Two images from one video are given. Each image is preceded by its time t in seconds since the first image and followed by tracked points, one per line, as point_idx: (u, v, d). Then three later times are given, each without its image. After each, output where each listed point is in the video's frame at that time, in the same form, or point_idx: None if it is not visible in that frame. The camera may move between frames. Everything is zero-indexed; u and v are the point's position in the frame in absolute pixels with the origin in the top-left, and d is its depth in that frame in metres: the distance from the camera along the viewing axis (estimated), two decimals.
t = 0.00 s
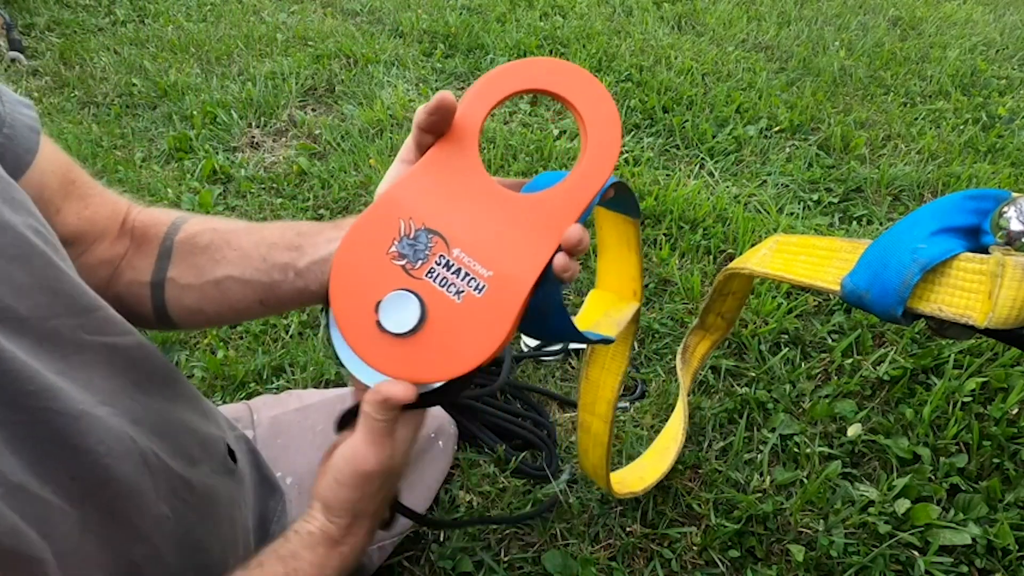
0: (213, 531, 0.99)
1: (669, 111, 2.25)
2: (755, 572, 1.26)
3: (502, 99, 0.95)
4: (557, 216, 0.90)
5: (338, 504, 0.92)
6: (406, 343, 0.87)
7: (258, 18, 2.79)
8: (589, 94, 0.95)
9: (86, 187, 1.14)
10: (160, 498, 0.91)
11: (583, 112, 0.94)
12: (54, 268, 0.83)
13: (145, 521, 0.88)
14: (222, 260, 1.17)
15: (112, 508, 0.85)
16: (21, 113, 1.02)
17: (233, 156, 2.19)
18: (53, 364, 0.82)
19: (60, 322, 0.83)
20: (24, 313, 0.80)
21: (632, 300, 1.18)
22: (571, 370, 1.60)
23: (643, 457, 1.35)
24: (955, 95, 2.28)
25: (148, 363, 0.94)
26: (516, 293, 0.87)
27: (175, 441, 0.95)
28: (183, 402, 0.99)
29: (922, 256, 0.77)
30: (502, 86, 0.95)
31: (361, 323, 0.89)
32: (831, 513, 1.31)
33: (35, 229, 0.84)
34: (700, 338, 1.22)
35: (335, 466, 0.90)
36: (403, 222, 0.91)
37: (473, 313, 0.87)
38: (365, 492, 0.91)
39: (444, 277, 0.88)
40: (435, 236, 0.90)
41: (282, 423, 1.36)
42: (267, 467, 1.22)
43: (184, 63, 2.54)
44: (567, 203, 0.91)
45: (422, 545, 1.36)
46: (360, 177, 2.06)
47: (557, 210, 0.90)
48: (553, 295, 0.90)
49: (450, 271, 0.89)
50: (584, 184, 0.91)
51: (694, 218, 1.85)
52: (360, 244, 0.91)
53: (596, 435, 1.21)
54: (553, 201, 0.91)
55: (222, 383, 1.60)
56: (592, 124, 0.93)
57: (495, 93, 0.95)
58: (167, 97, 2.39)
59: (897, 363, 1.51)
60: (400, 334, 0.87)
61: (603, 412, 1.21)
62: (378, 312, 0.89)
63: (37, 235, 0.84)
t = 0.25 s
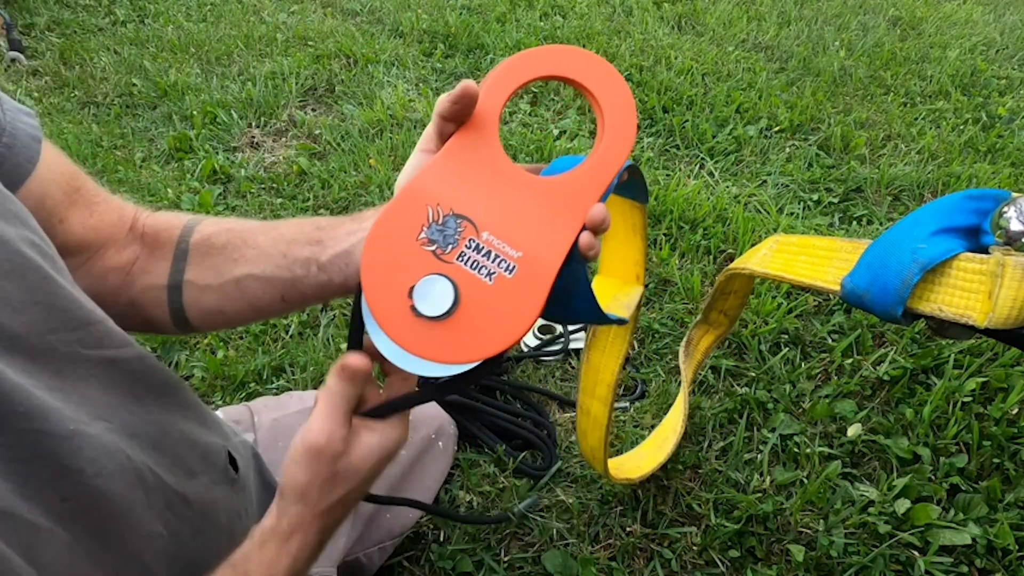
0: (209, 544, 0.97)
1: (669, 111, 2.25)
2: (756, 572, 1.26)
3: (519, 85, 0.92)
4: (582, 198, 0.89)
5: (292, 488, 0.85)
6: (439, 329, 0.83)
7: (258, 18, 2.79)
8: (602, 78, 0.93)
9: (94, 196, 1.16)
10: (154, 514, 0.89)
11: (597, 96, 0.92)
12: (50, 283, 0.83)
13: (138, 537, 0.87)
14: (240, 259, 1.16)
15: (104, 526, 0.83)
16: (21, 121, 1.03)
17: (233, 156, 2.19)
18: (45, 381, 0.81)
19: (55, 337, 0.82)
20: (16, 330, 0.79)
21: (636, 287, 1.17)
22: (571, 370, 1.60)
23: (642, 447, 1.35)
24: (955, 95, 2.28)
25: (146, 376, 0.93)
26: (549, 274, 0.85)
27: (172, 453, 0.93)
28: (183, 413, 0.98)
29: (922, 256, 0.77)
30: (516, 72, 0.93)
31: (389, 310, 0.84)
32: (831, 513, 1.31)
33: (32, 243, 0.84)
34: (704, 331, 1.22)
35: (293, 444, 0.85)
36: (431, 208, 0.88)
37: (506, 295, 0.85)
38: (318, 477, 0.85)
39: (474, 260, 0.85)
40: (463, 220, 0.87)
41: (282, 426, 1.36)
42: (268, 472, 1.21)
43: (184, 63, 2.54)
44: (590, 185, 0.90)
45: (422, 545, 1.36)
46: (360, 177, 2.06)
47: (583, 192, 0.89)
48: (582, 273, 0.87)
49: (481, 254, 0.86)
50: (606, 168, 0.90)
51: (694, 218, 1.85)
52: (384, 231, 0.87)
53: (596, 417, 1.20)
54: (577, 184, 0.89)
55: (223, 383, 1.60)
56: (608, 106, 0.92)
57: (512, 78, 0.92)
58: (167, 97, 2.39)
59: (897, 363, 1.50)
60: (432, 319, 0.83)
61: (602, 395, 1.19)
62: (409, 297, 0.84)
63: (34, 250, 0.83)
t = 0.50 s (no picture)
0: (210, 554, 0.93)
1: (669, 111, 2.25)
2: (756, 572, 1.26)
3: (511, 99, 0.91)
4: (574, 213, 0.87)
5: (360, 558, 0.86)
6: (430, 351, 0.84)
7: (259, 18, 2.79)
8: (594, 88, 0.91)
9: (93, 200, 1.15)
10: (157, 526, 0.85)
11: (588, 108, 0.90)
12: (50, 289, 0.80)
13: (141, 550, 0.83)
14: (239, 266, 1.17)
15: (105, 539, 0.79)
16: (26, 125, 0.99)
17: (233, 156, 2.19)
18: (42, 388, 0.77)
19: (56, 345, 0.79)
20: (15, 337, 0.75)
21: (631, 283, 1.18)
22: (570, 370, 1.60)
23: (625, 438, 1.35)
24: (955, 95, 2.28)
25: (147, 382, 0.89)
26: (538, 293, 0.84)
27: (173, 461, 0.89)
28: (185, 419, 0.94)
29: (922, 256, 0.77)
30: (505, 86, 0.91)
31: (384, 334, 0.85)
32: (831, 513, 1.31)
33: (32, 249, 0.80)
34: (703, 331, 1.21)
35: (361, 517, 0.85)
36: (423, 228, 0.87)
37: (495, 316, 0.84)
38: (388, 549, 0.86)
39: (464, 281, 0.85)
40: (454, 241, 0.86)
41: (283, 427, 1.36)
42: (268, 476, 1.20)
43: (184, 63, 2.54)
44: (583, 200, 0.88)
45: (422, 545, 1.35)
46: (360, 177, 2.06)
47: (575, 207, 0.88)
48: (571, 290, 0.88)
49: (470, 274, 0.85)
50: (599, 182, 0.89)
51: (694, 218, 1.85)
52: (377, 252, 0.87)
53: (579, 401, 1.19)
54: (569, 198, 0.88)
55: (222, 383, 1.60)
56: (596, 116, 0.90)
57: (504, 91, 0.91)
58: (167, 97, 2.39)
59: (897, 363, 1.50)
60: (423, 342, 0.84)
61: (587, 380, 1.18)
62: (401, 320, 0.85)
63: (35, 257, 0.80)
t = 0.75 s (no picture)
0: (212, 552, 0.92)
1: (669, 111, 2.25)
2: (755, 572, 1.26)
3: (503, 121, 0.87)
4: (563, 251, 0.88)
5: (387, 489, 0.87)
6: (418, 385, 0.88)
7: (258, 18, 2.79)
8: (590, 112, 0.87)
9: (88, 198, 1.14)
10: (158, 523, 0.84)
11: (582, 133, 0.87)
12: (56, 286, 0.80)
13: (142, 547, 0.82)
14: (227, 271, 1.17)
15: (107, 535, 0.79)
16: (25, 117, 1.00)
17: (233, 156, 2.19)
18: (48, 383, 0.77)
19: (61, 339, 0.79)
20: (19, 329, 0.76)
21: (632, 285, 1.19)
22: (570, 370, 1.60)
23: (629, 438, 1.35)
24: (955, 95, 2.28)
25: (154, 379, 0.89)
26: (522, 332, 0.86)
27: (178, 458, 0.89)
28: (189, 416, 0.94)
29: (922, 256, 0.77)
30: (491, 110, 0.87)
31: (371, 367, 0.89)
32: (831, 513, 1.31)
33: (35, 244, 0.81)
34: (704, 331, 1.21)
35: (382, 449, 0.85)
36: (408, 261, 0.86)
37: (481, 353, 0.87)
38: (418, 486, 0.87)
39: (450, 317, 0.86)
40: (440, 276, 0.86)
41: (284, 427, 1.36)
42: (267, 476, 1.20)
43: (184, 63, 2.54)
44: (573, 234, 0.88)
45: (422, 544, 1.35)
46: (360, 177, 2.06)
47: (564, 244, 0.88)
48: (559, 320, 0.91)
49: (457, 310, 0.86)
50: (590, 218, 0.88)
51: (694, 218, 1.85)
52: (364, 283, 0.87)
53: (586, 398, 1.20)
54: (559, 233, 0.88)
55: (222, 383, 1.60)
56: (589, 144, 0.87)
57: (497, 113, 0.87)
58: (167, 97, 2.39)
59: (897, 363, 1.50)
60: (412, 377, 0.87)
61: (594, 377, 1.19)
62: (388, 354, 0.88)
63: (38, 252, 0.80)
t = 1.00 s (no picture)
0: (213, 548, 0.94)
1: (669, 111, 2.25)
2: (756, 572, 1.26)
3: (495, 127, 0.84)
4: (539, 271, 0.85)
5: (375, 503, 0.89)
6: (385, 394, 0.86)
7: (258, 18, 2.79)
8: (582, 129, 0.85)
9: (82, 186, 1.13)
10: (159, 519, 0.85)
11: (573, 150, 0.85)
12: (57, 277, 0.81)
13: (146, 542, 0.83)
14: (212, 267, 1.16)
15: (112, 529, 0.80)
16: (26, 108, 0.99)
17: (233, 156, 2.19)
18: (55, 374, 0.77)
19: (67, 330, 0.79)
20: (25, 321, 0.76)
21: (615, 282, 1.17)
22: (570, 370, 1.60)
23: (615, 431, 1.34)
24: (955, 95, 2.28)
25: (153, 372, 0.89)
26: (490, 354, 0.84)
27: (178, 454, 0.90)
28: (186, 411, 0.95)
29: (922, 256, 0.77)
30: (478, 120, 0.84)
31: (339, 373, 0.87)
32: (831, 513, 1.31)
33: (35, 237, 0.81)
34: (704, 335, 1.21)
35: (370, 466, 0.86)
36: (381, 267, 0.85)
37: (449, 371, 0.85)
38: (405, 493, 0.87)
39: (420, 330, 0.84)
40: (411, 285, 0.84)
41: (283, 427, 1.36)
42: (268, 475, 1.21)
43: (184, 63, 2.54)
44: (552, 253, 0.85)
45: (422, 544, 1.35)
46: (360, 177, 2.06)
47: (540, 264, 0.85)
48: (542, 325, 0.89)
49: (425, 323, 0.84)
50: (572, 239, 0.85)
51: (694, 218, 1.85)
52: (337, 285, 0.86)
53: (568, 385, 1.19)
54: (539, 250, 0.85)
55: (222, 383, 1.60)
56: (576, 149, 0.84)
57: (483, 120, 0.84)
58: (167, 97, 2.39)
59: (897, 363, 1.50)
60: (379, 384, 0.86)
61: (575, 365, 1.17)
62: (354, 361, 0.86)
63: (38, 244, 0.81)
